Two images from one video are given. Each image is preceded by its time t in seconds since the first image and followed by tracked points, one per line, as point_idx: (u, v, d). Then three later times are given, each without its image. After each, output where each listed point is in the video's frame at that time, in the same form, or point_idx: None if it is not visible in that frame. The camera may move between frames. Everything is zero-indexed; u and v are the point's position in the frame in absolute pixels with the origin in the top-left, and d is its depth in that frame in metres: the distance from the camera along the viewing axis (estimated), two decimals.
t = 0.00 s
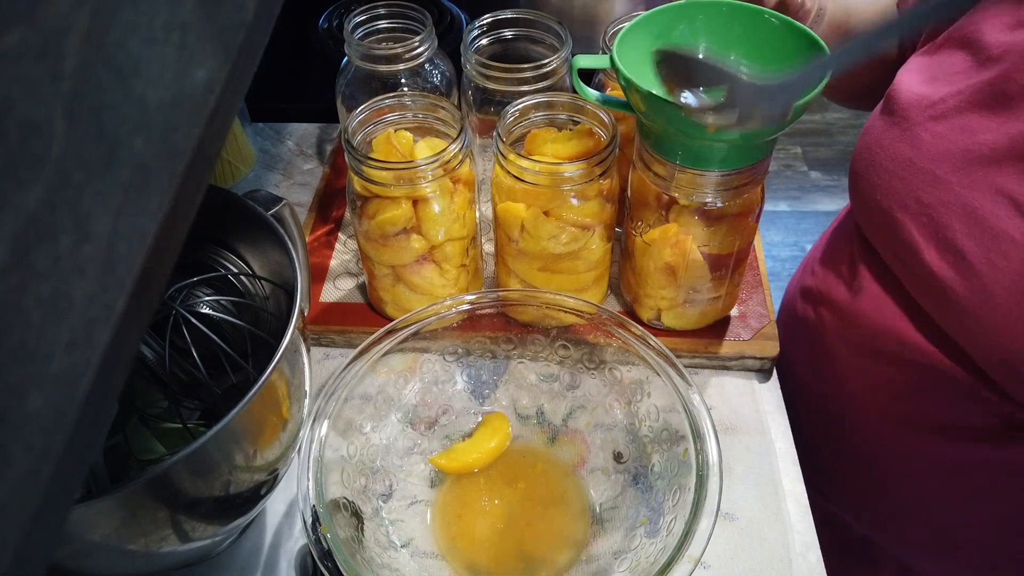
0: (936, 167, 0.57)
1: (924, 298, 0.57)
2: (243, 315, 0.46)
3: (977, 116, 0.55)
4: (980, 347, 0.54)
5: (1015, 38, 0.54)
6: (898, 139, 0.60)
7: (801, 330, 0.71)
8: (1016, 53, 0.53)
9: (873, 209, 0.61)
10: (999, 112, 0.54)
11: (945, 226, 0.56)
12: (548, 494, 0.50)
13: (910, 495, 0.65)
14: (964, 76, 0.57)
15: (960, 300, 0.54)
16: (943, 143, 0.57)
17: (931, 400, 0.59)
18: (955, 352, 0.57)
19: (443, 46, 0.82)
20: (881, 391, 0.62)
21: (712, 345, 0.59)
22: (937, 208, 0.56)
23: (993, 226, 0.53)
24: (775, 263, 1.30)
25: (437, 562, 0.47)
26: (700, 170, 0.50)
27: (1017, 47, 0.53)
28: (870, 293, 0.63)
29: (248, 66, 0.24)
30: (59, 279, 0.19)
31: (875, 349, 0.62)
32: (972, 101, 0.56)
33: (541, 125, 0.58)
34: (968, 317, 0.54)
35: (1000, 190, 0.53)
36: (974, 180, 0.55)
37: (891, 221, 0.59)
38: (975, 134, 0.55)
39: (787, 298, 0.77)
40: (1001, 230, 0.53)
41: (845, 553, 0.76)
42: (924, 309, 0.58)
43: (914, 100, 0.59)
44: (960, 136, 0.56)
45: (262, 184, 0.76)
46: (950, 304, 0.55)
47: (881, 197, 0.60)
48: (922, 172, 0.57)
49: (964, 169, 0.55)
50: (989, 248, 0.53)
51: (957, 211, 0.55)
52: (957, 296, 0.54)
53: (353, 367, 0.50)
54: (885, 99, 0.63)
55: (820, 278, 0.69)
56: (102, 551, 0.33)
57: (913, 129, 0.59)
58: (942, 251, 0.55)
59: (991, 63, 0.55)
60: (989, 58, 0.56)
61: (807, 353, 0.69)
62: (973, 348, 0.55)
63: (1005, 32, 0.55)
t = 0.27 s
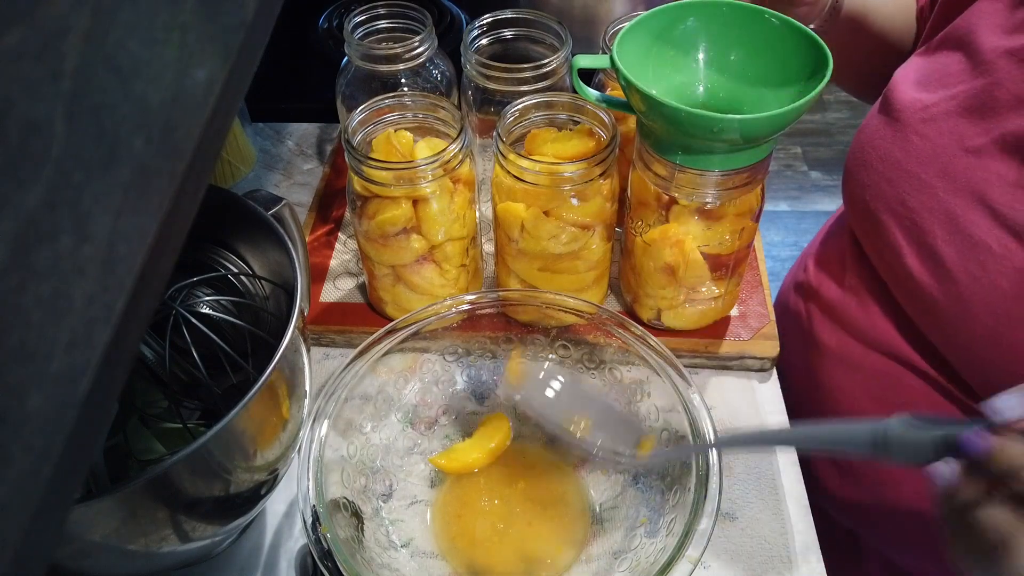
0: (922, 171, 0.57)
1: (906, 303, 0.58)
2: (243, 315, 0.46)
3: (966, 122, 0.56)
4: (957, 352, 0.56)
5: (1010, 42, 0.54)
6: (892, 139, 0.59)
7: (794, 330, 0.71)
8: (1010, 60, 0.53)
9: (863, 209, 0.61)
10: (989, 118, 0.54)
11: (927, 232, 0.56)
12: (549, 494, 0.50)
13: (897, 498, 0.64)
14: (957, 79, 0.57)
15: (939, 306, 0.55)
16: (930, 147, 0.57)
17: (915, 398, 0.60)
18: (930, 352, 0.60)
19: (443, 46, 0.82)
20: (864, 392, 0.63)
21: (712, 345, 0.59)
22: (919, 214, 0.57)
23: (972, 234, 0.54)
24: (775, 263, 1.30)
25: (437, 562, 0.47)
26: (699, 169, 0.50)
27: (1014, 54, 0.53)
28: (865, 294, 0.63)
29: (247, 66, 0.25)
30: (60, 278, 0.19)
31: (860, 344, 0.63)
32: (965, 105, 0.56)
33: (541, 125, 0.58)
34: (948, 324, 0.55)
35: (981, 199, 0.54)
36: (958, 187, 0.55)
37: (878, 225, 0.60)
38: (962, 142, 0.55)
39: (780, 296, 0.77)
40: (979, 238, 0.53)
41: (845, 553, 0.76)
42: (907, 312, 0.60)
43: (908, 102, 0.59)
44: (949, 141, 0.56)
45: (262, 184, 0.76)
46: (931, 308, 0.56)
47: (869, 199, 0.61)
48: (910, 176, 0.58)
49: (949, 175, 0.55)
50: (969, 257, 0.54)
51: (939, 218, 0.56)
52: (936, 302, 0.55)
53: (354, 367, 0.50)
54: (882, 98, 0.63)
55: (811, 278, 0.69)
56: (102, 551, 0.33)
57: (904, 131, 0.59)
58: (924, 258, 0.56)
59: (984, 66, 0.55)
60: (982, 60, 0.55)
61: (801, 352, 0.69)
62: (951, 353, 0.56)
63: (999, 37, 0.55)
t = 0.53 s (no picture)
0: (915, 173, 0.57)
1: (898, 304, 0.59)
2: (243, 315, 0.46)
3: (959, 124, 0.55)
4: (945, 355, 0.56)
5: (1007, 50, 0.53)
6: (888, 142, 0.60)
7: (792, 330, 0.71)
8: (1006, 64, 0.53)
9: (859, 210, 0.62)
10: (983, 121, 0.54)
11: (917, 235, 0.56)
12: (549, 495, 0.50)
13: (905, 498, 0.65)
14: (953, 81, 0.57)
15: (927, 308, 0.56)
16: (924, 150, 0.57)
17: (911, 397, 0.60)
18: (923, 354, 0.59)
19: (443, 46, 0.82)
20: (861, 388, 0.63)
21: (712, 345, 0.59)
22: (911, 217, 0.57)
23: (960, 238, 0.53)
24: (775, 263, 1.29)
25: (437, 562, 0.47)
26: (699, 169, 0.50)
27: (1010, 60, 0.53)
28: (863, 293, 0.63)
29: (248, 66, 0.25)
30: (60, 278, 0.19)
31: (855, 343, 0.63)
32: (959, 109, 0.55)
33: (541, 125, 0.58)
34: (936, 326, 0.55)
35: (970, 202, 0.53)
36: (948, 190, 0.55)
37: (872, 226, 0.60)
38: (957, 142, 0.55)
39: (779, 293, 0.77)
40: (968, 242, 0.53)
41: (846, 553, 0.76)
42: (899, 314, 0.60)
43: (905, 104, 0.59)
44: (943, 143, 0.56)
45: (262, 184, 0.76)
46: (920, 311, 0.56)
47: (864, 199, 0.61)
48: (904, 178, 0.58)
49: (941, 178, 0.55)
50: (958, 261, 0.53)
51: (929, 221, 0.56)
52: (925, 304, 0.56)
53: (353, 367, 0.51)
54: (881, 98, 0.63)
55: (808, 277, 0.69)
56: (102, 551, 0.33)
57: (900, 133, 0.59)
58: (914, 260, 0.57)
59: (979, 70, 0.55)
60: (978, 65, 0.55)
61: (799, 351, 0.70)
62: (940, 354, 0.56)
63: (993, 43, 0.55)
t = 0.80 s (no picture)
0: (913, 171, 0.57)
1: (896, 301, 0.59)
2: (243, 315, 0.46)
3: (957, 122, 0.55)
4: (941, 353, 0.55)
5: (1004, 48, 0.54)
6: (885, 139, 0.60)
7: (791, 329, 0.71)
8: (1004, 63, 0.53)
9: (857, 208, 0.62)
10: (981, 119, 0.54)
11: (914, 232, 0.56)
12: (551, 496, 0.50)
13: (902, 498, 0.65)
14: (951, 79, 0.57)
15: (924, 305, 0.55)
16: (921, 147, 0.57)
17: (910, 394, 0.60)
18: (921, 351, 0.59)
19: (443, 46, 0.82)
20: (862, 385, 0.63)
21: (713, 345, 0.59)
22: (909, 214, 0.57)
23: (958, 235, 0.53)
24: (775, 263, 1.29)
25: (437, 562, 0.47)
26: (699, 170, 0.50)
27: (1007, 58, 0.53)
28: (860, 291, 0.63)
29: (248, 66, 0.25)
30: (60, 278, 0.19)
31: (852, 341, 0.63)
32: (956, 107, 0.55)
33: (541, 125, 0.58)
34: (933, 323, 0.55)
35: (967, 199, 0.53)
36: (945, 188, 0.55)
37: (869, 224, 0.60)
38: (955, 140, 0.55)
39: (778, 292, 0.78)
40: (965, 239, 0.53)
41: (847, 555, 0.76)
42: (896, 311, 0.60)
43: (903, 102, 0.59)
44: (940, 141, 0.56)
45: (262, 184, 0.76)
46: (916, 307, 0.56)
47: (862, 197, 0.61)
48: (901, 176, 0.58)
49: (939, 176, 0.55)
50: (954, 258, 0.53)
51: (927, 219, 0.56)
52: (921, 300, 0.56)
53: (354, 367, 0.51)
54: (878, 97, 0.63)
55: (807, 275, 0.69)
56: (102, 551, 0.33)
57: (897, 131, 0.59)
58: (910, 257, 0.57)
59: (977, 69, 0.55)
60: (976, 63, 0.55)
61: (797, 349, 0.70)
62: (936, 351, 0.56)
63: (990, 42, 0.55)
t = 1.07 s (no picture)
0: (916, 170, 0.57)
1: (900, 298, 0.59)
2: (243, 315, 0.46)
3: (959, 120, 0.55)
4: (946, 347, 0.56)
5: (1005, 47, 0.54)
6: (887, 139, 0.60)
7: (792, 328, 0.71)
8: (1004, 62, 0.53)
9: (859, 208, 0.62)
10: (984, 117, 0.54)
11: (919, 230, 0.56)
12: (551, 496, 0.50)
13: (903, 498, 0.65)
14: (951, 78, 0.57)
15: (931, 303, 0.55)
16: (924, 146, 0.57)
17: (914, 392, 0.60)
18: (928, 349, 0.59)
19: (443, 46, 0.82)
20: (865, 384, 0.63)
21: (712, 345, 0.59)
22: (913, 213, 0.57)
23: (964, 232, 0.53)
24: (775, 263, 1.29)
25: (437, 562, 0.47)
26: (699, 169, 0.50)
27: (1007, 57, 0.53)
28: (861, 290, 0.63)
29: (248, 66, 0.25)
30: (59, 278, 0.19)
31: (857, 340, 0.63)
32: (957, 106, 0.56)
33: (541, 125, 0.58)
34: (941, 320, 0.55)
35: (972, 196, 0.53)
36: (950, 185, 0.55)
37: (873, 223, 0.60)
38: (958, 138, 0.55)
39: (778, 292, 0.78)
40: (971, 236, 0.53)
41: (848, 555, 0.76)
42: (901, 309, 0.59)
43: (903, 102, 0.59)
44: (943, 139, 0.56)
45: (262, 184, 0.76)
46: (923, 305, 0.56)
47: (864, 197, 0.61)
48: (904, 175, 0.58)
49: (943, 173, 0.55)
50: (961, 255, 0.53)
51: (931, 216, 0.55)
52: (928, 298, 0.55)
53: (353, 367, 0.51)
54: (878, 97, 0.63)
55: (808, 274, 0.69)
56: (102, 551, 0.33)
57: (899, 131, 0.59)
58: (916, 255, 0.56)
59: (977, 67, 0.55)
60: (975, 62, 0.55)
61: (799, 348, 0.70)
62: (945, 348, 0.56)
63: (989, 42, 0.55)
